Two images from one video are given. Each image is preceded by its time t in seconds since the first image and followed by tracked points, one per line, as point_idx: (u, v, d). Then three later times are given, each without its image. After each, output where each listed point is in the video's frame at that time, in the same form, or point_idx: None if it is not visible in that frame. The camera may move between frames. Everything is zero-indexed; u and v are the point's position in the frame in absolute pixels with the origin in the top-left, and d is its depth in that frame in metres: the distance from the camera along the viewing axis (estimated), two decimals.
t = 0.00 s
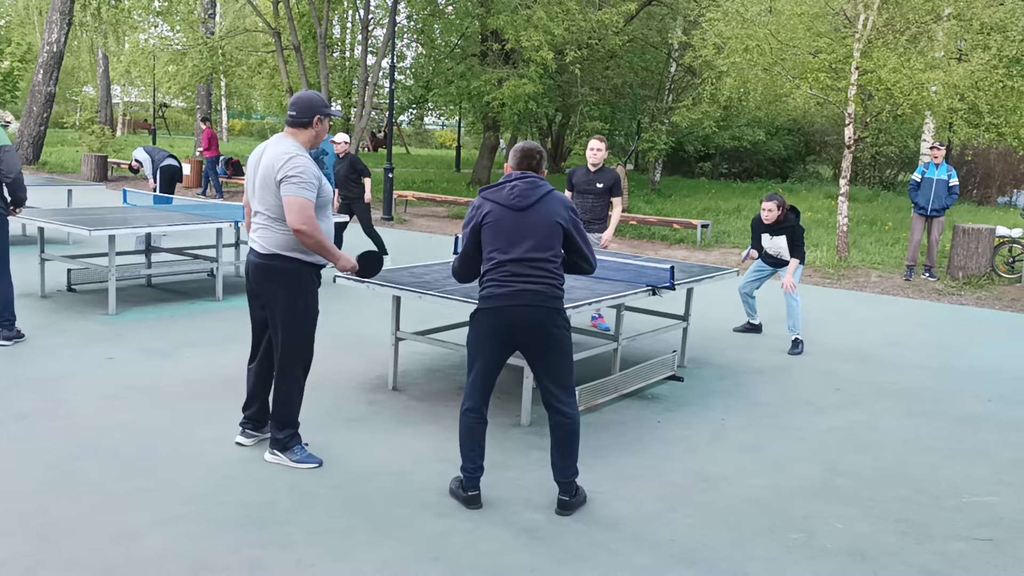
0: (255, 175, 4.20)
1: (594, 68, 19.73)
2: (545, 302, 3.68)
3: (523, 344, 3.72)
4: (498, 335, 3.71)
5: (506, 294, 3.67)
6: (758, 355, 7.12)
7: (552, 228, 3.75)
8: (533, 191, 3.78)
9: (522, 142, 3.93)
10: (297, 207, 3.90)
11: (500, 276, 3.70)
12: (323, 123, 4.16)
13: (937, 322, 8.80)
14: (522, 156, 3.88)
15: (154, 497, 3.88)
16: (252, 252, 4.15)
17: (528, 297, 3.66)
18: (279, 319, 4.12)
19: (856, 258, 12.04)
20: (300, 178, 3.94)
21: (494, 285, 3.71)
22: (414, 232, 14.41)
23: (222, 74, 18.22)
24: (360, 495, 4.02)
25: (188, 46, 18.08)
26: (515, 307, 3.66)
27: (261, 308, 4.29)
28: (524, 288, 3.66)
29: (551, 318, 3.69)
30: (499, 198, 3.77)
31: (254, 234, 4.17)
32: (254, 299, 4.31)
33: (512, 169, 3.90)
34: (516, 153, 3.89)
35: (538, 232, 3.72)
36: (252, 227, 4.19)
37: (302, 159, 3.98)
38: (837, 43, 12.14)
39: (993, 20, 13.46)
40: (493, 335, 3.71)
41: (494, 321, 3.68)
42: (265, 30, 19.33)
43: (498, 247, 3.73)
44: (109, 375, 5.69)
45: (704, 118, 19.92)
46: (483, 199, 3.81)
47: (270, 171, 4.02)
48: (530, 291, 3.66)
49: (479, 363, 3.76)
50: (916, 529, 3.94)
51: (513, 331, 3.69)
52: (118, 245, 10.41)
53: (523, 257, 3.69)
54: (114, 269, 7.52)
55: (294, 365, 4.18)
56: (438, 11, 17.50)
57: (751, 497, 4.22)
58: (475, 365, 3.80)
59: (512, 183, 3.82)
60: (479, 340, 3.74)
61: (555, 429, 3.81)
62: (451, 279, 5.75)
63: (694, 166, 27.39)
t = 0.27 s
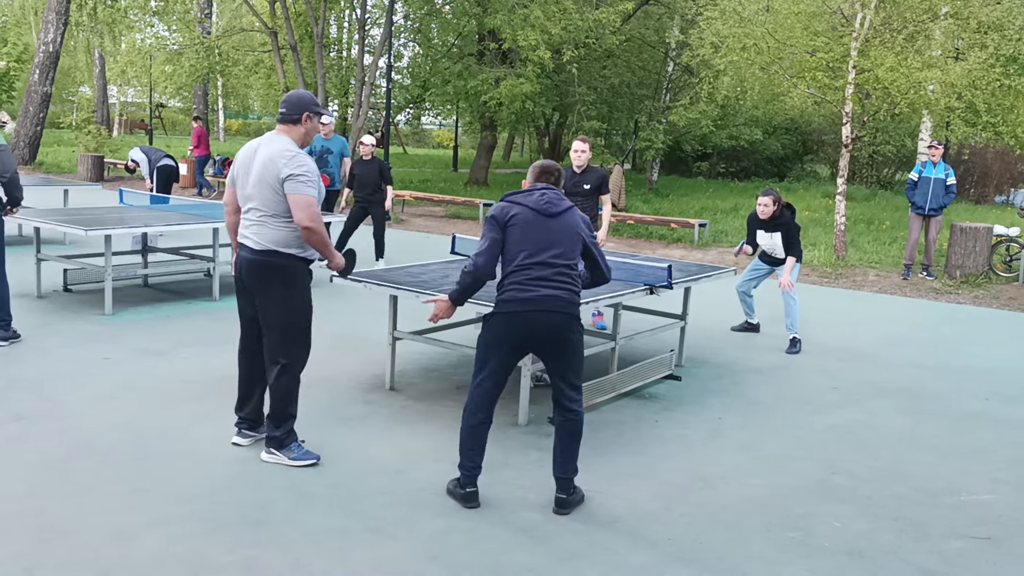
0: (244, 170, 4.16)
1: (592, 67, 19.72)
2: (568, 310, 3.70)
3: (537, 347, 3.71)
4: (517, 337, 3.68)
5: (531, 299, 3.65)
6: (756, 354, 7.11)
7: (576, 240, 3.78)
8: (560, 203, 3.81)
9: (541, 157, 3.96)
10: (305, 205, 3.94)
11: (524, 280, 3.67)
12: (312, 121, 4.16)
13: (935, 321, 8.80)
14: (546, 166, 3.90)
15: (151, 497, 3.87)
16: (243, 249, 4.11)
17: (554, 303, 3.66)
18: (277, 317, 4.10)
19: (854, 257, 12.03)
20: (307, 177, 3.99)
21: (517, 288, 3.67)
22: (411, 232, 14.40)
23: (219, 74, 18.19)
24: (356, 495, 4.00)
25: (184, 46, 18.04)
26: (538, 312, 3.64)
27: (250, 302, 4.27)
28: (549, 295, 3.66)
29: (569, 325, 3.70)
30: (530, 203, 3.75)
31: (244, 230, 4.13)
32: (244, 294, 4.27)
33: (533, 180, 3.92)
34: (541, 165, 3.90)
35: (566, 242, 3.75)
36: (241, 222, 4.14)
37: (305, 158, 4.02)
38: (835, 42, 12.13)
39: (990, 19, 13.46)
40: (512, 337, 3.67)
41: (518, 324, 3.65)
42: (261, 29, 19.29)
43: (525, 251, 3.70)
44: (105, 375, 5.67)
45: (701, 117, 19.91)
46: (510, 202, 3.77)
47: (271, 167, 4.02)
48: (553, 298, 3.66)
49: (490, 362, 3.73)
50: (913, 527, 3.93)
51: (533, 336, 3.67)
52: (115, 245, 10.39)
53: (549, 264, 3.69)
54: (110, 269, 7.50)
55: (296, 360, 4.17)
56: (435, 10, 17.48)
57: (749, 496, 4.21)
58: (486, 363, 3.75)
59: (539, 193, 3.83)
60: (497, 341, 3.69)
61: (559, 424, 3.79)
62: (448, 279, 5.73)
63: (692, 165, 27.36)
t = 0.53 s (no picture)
0: (252, 171, 4.21)
1: (590, 67, 19.74)
2: (588, 312, 3.68)
3: (556, 348, 3.68)
4: (539, 339, 3.63)
5: (556, 301, 3.60)
6: (754, 354, 7.13)
7: (598, 241, 3.75)
8: (585, 202, 3.74)
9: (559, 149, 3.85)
10: (321, 205, 4.05)
11: (549, 281, 3.61)
12: (318, 124, 4.27)
13: (932, 320, 8.83)
14: (568, 160, 3.80)
15: (151, 498, 3.88)
16: (254, 248, 4.15)
17: (577, 305, 3.63)
18: (294, 310, 4.16)
19: (852, 257, 12.06)
20: (322, 177, 4.10)
21: (542, 289, 3.61)
22: (410, 232, 14.41)
23: (218, 74, 18.20)
24: (356, 496, 4.01)
25: (183, 46, 18.05)
26: (562, 314, 3.60)
27: (255, 301, 4.29)
28: (573, 298, 3.62)
29: (589, 326, 3.68)
30: (558, 202, 3.67)
31: (254, 229, 4.17)
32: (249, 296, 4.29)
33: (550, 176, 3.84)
34: (562, 157, 3.79)
35: (591, 243, 3.71)
36: (251, 221, 4.18)
37: (319, 159, 4.13)
38: (833, 42, 12.15)
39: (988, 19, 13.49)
40: (533, 338, 3.62)
41: (540, 325, 3.60)
42: (260, 29, 19.29)
43: (550, 252, 3.64)
44: (105, 375, 5.68)
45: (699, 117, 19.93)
46: (537, 198, 3.67)
47: (285, 167, 4.09)
48: (577, 300, 3.63)
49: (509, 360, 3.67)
50: (911, 527, 3.95)
51: (555, 337, 3.63)
52: (114, 245, 10.40)
53: (573, 266, 3.65)
54: (110, 269, 7.51)
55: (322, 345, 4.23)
56: (434, 11, 17.47)
57: (747, 496, 4.23)
58: (504, 361, 3.68)
59: (566, 189, 3.74)
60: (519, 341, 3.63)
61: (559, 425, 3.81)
62: (447, 279, 5.74)
63: (690, 165, 27.38)
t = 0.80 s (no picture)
0: (277, 180, 4.15)
1: (588, 67, 19.77)
2: (579, 323, 3.38)
3: (546, 361, 3.39)
4: (526, 352, 3.35)
5: (542, 312, 3.31)
6: (751, 354, 7.13)
7: (596, 247, 3.42)
8: (580, 204, 3.40)
9: (559, 144, 3.55)
10: (350, 215, 4.00)
11: (537, 291, 3.33)
12: (344, 132, 4.21)
13: (930, 320, 8.84)
14: (564, 159, 3.51)
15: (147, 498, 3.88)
16: (280, 258, 4.09)
17: (565, 316, 3.33)
18: (319, 317, 4.12)
19: (849, 257, 12.09)
20: (351, 187, 4.06)
21: (529, 299, 3.33)
22: (408, 232, 14.43)
23: (215, 74, 18.21)
24: (354, 496, 4.01)
25: (181, 47, 18.06)
26: (549, 326, 3.32)
27: (276, 309, 4.23)
28: (562, 308, 3.32)
29: (581, 338, 3.39)
30: (546, 205, 3.35)
31: (277, 238, 4.11)
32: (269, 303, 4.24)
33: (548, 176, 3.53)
34: (558, 154, 3.50)
35: (584, 249, 3.38)
36: (274, 232, 4.12)
37: (347, 169, 4.08)
38: (830, 42, 12.17)
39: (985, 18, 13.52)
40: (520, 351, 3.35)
41: (524, 337, 3.34)
42: (258, 30, 19.30)
43: (536, 259, 3.35)
44: (102, 376, 5.68)
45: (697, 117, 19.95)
46: (525, 203, 3.38)
47: (314, 177, 4.04)
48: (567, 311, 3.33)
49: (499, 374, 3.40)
50: (908, 526, 3.96)
51: (543, 350, 3.35)
52: (112, 246, 10.40)
53: (564, 274, 3.35)
54: (107, 269, 7.51)
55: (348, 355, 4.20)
56: (431, 11, 17.44)
57: (745, 495, 4.23)
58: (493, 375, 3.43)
59: (558, 191, 3.42)
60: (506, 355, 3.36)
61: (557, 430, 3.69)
62: (445, 279, 5.75)
63: (688, 165, 27.41)
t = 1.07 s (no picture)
0: (300, 178, 4.15)
1: (585, 67, 19.76)
2: (572, 324, 3.28)
3: (541, 368, 3.30)
4: (518, 359, 3.28)
5: (531, 316, 3.25)
6: (748, 353, 7.14)
7: (586, 244, 3.31)
8: (566, 200, 3.31)
9: (544, 136, 3.48)
10: (373, 216, 4.03)
11: (524, 294, 3.28)
12: (371, 137, 4.24)
13: (926, 318, 8.85)
14: (549, 154, 3.43)
15: (145, 500, 3.88)
16: (296, 254, 4.09)
17: (558, 318, 3.24)
18: (329, 319, 4.12)
19: (846, 255, 12.12)
20: (375, 190, 4.09)
21: (518, 303, 3.28)
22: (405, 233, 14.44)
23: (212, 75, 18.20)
24: (352, 497, 4.02)
25: (177, 48, 18.05)
26: (538, 330, 3.24)
27: (287, 311, 4.21)
28: (551, 310, 3.24)
29: (575, 341, 3.30)
30: (529, 204, 3.28)
31: (297, 235, 4.10)
32: (281, 305, 4.21)
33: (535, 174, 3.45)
34: (542, 149, 3.44)
35: (573, 246, 3.29)
36: (294, 228, 4.12)
37: (373, 172, 4.12)
38: (826, 41, 12.18)
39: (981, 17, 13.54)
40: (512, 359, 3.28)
41: (517, 343, 3.26)
42: (254, 30, 19.28)
43: (523, 261, 3.28)
44: (99, 377, 5.68)
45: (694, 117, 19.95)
46: (508, 204, 3.31)
47: (338, 176, 4.07)
48: (558, 313, 3.25)
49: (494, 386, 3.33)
50: (905, 524, 3.97)
51: (535, 357, 3.27)
52: (109, 248, 10.40)
53: (552, 275, 3.26)
54: (104, 271, 7.51)
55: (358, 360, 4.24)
56: (428, 11, 17.41)
57: (743, 494, 4.24)
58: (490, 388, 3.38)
59: (542, 189, 3.33)
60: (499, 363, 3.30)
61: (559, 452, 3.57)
62: (442, 279, 5.75)
63: (684, 165, 27.41)
